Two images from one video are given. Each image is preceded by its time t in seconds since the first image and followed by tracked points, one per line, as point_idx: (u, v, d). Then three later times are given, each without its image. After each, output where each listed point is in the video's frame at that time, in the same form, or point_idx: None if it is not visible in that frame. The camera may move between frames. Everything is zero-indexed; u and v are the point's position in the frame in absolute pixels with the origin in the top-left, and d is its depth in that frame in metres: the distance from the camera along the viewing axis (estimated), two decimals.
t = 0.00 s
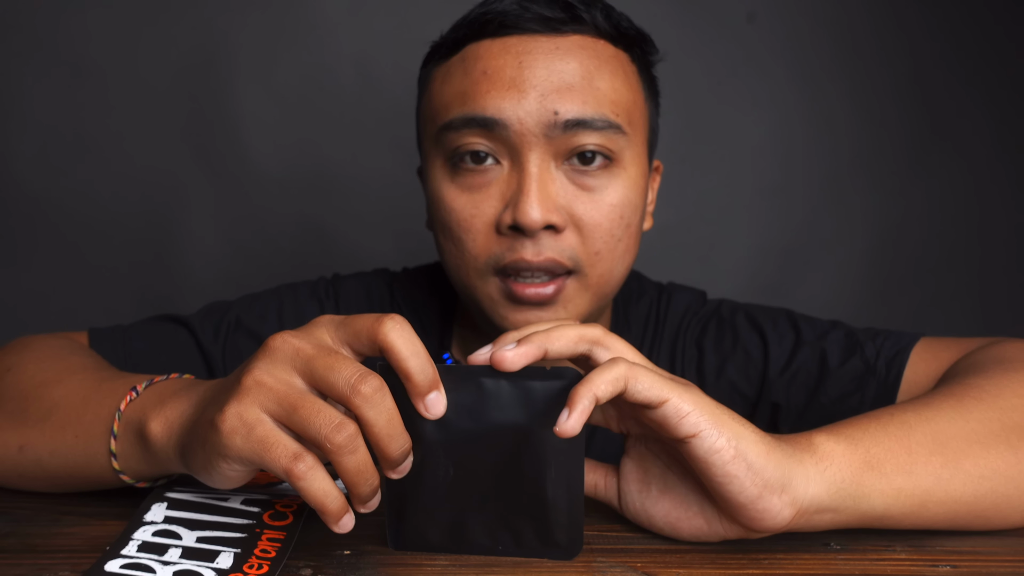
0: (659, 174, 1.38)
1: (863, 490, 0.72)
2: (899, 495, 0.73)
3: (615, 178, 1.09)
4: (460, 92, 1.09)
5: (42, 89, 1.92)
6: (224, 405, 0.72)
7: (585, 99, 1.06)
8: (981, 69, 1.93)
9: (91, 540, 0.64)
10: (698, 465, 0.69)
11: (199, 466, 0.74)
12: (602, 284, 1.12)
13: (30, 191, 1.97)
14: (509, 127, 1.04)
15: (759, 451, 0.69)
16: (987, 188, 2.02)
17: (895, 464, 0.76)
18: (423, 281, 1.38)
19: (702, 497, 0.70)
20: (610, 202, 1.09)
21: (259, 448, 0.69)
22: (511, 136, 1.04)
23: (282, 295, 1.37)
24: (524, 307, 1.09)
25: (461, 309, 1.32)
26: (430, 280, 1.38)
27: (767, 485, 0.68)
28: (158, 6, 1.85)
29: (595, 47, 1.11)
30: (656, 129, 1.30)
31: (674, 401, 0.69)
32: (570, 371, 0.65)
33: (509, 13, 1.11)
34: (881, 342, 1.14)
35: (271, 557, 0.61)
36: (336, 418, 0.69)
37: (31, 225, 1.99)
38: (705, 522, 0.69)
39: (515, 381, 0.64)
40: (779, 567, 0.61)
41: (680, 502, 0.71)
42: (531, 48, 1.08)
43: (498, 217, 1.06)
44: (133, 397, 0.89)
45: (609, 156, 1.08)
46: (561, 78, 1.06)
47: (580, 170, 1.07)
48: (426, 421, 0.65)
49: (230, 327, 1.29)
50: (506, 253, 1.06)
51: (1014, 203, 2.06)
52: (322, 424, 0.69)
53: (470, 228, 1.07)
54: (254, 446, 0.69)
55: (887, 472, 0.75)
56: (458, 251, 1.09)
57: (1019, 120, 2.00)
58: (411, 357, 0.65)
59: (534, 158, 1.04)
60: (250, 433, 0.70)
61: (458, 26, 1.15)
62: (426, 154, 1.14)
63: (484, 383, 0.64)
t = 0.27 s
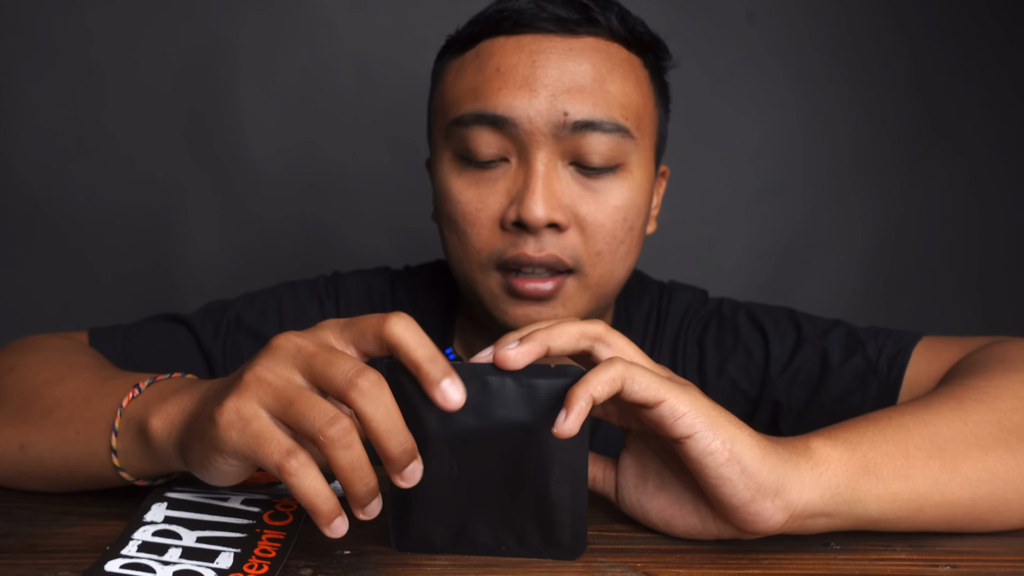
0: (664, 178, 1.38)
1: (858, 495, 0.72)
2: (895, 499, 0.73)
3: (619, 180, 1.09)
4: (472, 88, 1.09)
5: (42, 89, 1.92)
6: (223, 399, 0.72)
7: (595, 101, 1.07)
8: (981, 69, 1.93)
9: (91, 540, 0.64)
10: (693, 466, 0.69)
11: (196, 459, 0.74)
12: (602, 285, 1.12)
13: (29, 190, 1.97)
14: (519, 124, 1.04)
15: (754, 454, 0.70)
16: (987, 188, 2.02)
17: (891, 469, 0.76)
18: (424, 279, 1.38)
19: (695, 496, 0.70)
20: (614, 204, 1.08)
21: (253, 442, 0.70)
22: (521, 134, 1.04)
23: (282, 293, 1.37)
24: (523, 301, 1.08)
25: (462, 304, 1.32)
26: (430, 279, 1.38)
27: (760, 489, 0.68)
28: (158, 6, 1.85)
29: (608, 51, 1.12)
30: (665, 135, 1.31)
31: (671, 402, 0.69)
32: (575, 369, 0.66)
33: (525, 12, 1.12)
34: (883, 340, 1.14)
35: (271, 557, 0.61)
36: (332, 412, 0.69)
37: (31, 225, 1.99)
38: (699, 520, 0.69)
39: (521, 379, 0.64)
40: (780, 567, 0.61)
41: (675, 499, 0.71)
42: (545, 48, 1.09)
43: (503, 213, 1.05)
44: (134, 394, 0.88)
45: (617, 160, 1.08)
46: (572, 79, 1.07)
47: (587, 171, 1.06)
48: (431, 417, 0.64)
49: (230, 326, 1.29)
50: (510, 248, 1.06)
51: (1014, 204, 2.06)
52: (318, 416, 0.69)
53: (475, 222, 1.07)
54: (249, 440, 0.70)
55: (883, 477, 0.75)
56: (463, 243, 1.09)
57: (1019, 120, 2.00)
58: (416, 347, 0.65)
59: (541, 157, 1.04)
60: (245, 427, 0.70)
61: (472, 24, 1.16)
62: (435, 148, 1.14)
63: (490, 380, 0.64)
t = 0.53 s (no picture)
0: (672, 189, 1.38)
1: (858, 495, 0.72)
2: (894, 499, 0.73)
3: (627, 188, 1.09)
4: (488, 84, 1.09)
5: (41, 88, 1.91)
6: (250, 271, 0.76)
7: (608, 106, 1.07)
8: (981, 69, 1.93)
9: (91, 540, 0.64)
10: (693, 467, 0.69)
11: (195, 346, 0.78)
12: (601, 290, 1.12)
13: (29, 191, 1.97)
14: (530, 124, 1.04)
15: (754, 456, 0.69)
16: (988, 189, 2.02)
17: (892, 470, 0.76)
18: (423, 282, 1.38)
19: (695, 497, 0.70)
20: (619, 211, 1.09)
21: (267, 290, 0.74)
22: (532, 134, 1.04)
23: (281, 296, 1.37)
24: (522, 302, 1.07)
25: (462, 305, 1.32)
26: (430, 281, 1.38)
27: (760, 491, 0.68)
28: (158, 6, 1.85)
29: (625, 56, 1.12)
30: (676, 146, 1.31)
31: (671, 404, 0.69)
32: (576, 369, 0.66)
33: (545, 12, 1.13)
34: (883, 341, 1.13)
35: (271, 556, 0.61)
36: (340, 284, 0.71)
37: (30, 225, 1.99)
38: (698, 522, 0.69)
39: (521, 379, 0.65)
40: (779, 567, 0.61)
41: (675, 502, 0.71)
42: (562, 49, 1.09)
43: (509, 215, 1.05)
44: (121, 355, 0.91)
45: (626, 167, 1.08)
46: (587, 82, 1.07)
47: (595, 175, 1.06)
48: (430, 416, 0.64)
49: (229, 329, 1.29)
50: (513, 250, 1.06)
51: (1014, 206, 2.06)
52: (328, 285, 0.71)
53: (480, 220, 1.07)
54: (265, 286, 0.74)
55: (883, 477, 0.75)
56: (467, 240, 1.09)
57: (1019, 120, 2.00)
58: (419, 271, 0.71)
59: (550, 159, 1.04)
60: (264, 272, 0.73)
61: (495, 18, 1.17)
62: (446, 142, 1.14)
63: (490, 380, 0.64)
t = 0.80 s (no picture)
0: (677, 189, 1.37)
1: (856, 498, 0.72)
2: (893, 501, 0.73)
3: (639, 189, 1.10)
4: (501, 81, 1.09)
5: (41, 87, 1.91)
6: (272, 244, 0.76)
7: (624, 106, 1.07)
8: (981, 69, 1.93)
9: (91, 540, 0.64)
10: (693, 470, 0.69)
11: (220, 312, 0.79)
12: (611, 290, 1.12)
13: (29, 190, 1.97)
14: (547, 120, 1.04)
15: (752, 459, 0.69)
16: (988, 189, 2.02)
17: (889, 471, 0.76)
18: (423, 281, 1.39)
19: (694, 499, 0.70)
20: (631, 212, 1.09)
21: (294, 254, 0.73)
22: (548, 131, 1.04)
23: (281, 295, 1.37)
24: (533, 302, 1.06)
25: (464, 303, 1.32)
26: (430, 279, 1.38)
27: (759, 493, 0.68)
28: (159, 5, 1.85)
29: (639, 57, 1.12)
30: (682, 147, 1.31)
31: (669, 406, 0.69)
32: (576, 370, 0.65)
33: (559, 13, 1.12)
34: (881, 340, 1.13)
35: (271, 556, 0.60)
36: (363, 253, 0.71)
37: (30, 225, 1.99)
38: (696, 524, 0.69)
39: (520, 381, 0.65)
40: (780, 567, 0.61)
41: (673, 504, 0.70)
42: (578, 48, 1.09)
43: (522, 213, 1.04)
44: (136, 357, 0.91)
45: (637, 167, 1.09)
46: (602, 79, 1.07)
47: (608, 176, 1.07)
48: (429, 417, 0.64)
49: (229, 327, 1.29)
50: (525, 248, 1.05)
51: (1014, 206, 2.06)
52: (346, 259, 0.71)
53: (492, 218, 1.06)
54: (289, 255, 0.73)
55: (881, 480, 0.74)
56: (476, 237, 1.07)
57: (1019, 120, 1.99)
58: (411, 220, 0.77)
59: (565, 158, 1.04)
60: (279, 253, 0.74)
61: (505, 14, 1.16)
62: (455, 138, 1.13)
63: (489, 381, 0.64)
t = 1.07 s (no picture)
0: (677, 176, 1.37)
1: (849, 497, 0.72)
2: (886, 500, 0.73)
3: (644, 179, 1.09)
4: (504, 74, 1.08)
5: (41, 87, 1.91)
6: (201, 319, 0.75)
7: (626, 98, 1.07)
8: (981, 69, 1.93)
9: (91, 540, 0.64)
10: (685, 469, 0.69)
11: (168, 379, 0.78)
12: (618, 279, 1.12)
13: (29, 190, 1.97)
14: (550, 115, 1.03)
15: (745, 459, 0.70)
16: (987, 189, 2.02)
17: (883, 470, 0.76)
18: (424, 277, 1.38)
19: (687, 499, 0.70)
20: (637, 202, 1.09)
21: (201, 367, 0.72)
22: (551, 125, 1.04)
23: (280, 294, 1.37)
24: (540, 296, 1.08)
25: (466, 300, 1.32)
26: (430, 277, 1.38)
27: (752, 493, 0.68)
28: (158, 5, 1.85)
29: (640, 48, 1.12)
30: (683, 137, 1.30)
31: (661, 406, 0.69)
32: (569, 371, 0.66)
33: (559, 4, 1.11)
34: (880, 335, 1.13)
35: (271, 556, 0.60)
36: (273, 375, 0.73)
37: (30, 224, 1.99)
38: (690, 524, 0.69)
39: (516, 382, 0.64)
40: (779, 567, 0.61)
41: (667, 504, 0.70)
42: (578, 40, 1.08)
43: (527, 204, 1.05)
44: (139, 364, 0.89)
45: (642, 158, 1.08)
46: (603, 72, 1.07)
47: (613, 166, 1.06)
48: (424, 419, 0.64)
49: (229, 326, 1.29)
50: (531, 239, 1.06)
51: (1014, 205, 2.06)
52: (251, 387, 0.72)
53: (497, 211, 1.07)
54: (198, 363, 0.72)
55: (874, 480, 0.74)
56: (482, 231, 1.08)
57: (1018, 119, 1.99)
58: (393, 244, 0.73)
59: (569, 151, 1.04)
60: (199, 352, 0.73)
61: (503, 7, 1.14)
62: (457, 131, 1.13)
63: (483, 382, 0.64)
